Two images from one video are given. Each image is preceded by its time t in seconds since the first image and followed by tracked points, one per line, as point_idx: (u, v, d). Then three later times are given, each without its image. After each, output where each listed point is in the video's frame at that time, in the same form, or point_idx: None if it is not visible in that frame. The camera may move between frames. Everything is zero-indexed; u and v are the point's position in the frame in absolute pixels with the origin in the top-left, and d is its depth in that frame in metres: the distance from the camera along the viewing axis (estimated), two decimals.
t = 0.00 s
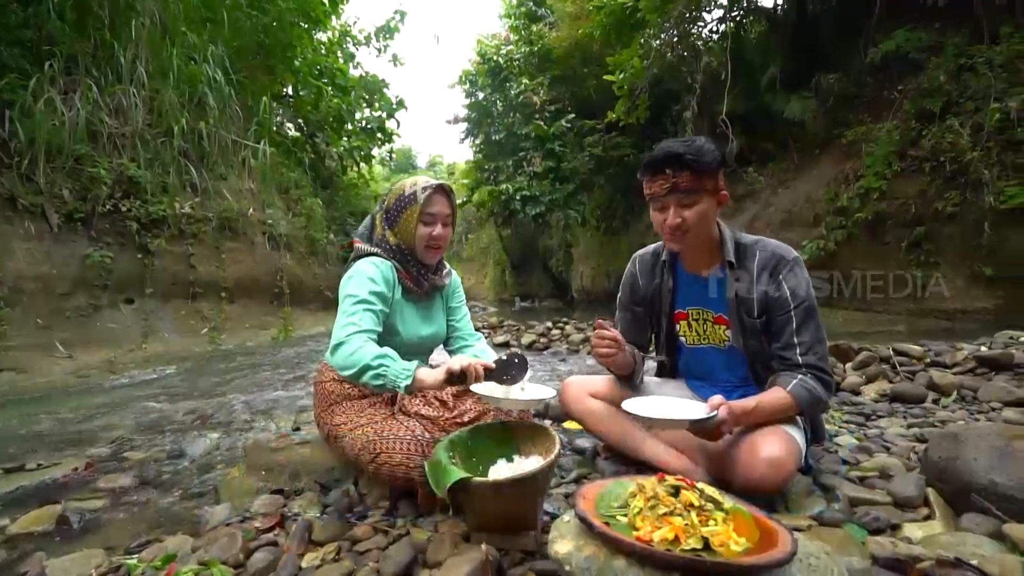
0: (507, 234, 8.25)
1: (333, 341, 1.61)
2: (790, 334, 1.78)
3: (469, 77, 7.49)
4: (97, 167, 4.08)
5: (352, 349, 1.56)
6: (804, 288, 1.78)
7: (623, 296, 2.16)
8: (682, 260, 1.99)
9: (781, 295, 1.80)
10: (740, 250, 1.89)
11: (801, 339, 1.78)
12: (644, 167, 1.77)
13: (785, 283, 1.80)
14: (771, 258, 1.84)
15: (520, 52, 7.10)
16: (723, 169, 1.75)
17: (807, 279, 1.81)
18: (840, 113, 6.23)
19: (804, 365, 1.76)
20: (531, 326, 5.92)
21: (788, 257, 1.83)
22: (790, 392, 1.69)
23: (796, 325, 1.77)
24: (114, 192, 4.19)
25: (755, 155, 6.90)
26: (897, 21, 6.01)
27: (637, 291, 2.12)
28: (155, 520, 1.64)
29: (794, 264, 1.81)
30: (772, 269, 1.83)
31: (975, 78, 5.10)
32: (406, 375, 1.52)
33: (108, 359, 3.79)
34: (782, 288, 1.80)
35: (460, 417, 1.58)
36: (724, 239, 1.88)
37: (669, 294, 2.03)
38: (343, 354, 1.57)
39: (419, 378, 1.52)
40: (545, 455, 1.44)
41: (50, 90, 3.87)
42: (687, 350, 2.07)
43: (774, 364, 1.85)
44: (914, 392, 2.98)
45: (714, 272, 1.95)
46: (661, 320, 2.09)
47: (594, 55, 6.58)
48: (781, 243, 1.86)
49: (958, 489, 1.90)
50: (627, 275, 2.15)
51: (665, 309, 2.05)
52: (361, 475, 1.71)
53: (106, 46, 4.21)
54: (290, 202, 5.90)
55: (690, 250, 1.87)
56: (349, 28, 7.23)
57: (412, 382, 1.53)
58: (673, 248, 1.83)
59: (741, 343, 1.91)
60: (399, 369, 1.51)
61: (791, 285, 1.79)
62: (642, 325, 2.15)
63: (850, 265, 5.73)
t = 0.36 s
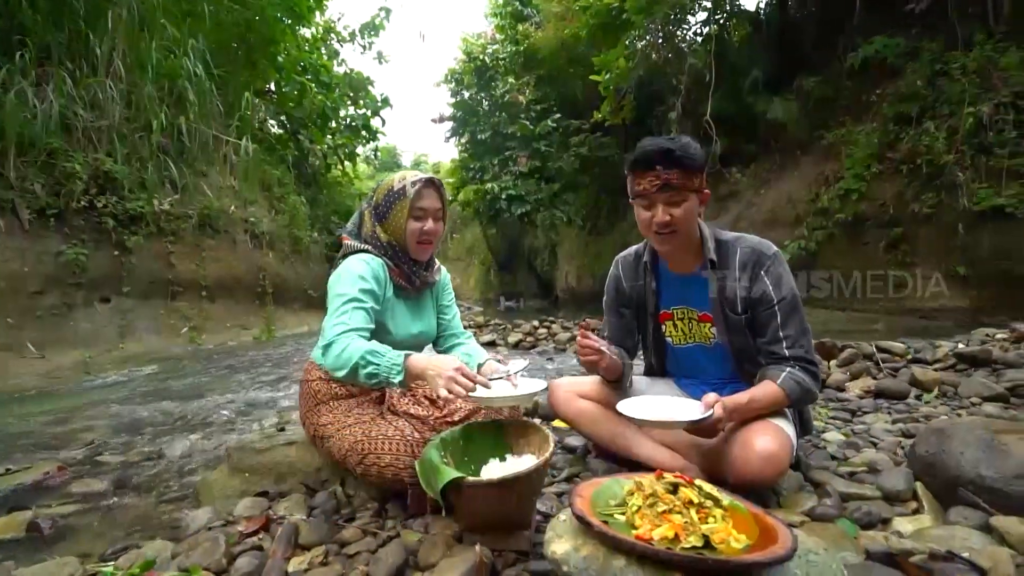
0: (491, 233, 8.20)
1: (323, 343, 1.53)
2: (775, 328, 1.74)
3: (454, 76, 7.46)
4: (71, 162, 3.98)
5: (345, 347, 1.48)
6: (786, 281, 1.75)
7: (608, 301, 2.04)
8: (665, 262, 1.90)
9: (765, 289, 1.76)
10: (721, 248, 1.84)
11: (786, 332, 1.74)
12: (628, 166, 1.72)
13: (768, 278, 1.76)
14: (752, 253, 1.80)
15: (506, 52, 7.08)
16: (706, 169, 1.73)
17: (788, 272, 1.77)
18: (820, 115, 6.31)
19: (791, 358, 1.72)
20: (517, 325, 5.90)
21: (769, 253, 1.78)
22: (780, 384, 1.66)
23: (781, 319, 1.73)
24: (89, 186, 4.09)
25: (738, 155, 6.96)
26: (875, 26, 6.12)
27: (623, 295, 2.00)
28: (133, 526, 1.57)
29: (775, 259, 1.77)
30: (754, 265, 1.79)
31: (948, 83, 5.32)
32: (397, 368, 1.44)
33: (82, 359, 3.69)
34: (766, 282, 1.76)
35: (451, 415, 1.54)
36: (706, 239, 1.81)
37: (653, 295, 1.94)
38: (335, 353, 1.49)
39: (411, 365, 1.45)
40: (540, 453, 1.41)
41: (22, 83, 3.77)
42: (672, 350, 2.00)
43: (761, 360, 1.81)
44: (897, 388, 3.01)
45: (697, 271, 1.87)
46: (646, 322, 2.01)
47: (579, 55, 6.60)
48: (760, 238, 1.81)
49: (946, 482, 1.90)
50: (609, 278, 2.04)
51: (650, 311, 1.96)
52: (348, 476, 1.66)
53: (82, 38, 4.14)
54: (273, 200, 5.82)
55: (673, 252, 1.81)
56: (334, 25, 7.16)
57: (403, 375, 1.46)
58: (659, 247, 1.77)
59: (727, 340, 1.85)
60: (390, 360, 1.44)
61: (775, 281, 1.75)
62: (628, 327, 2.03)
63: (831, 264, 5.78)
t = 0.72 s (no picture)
0: (473, 233, 8.15)
1: (336, 338, 1.45)
2: (763, 321, 1.71)
3: (437, 74, 7.42)
4: (38, 155, 3.84)
5: (360, 346, 1.40)
6: (772, 273, 1.72)
7: (595, 299, 2.01)
8: (651, 257, 1.86)
9: (752, 282, 1.73)
10: (706, 242, 1.80)
11: (775, 326, 1.71)
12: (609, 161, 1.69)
13: (755, 271, 1.73)
14: (738, 247, 1.76)
15: (489, 50, 7.04)
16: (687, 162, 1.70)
17: (775, 264, 1.74)
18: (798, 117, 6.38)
19: (781, 351, 1.69)
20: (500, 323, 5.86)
21: (753, 246, 1.75)
22: (771, 378, 1.62)
23: (770, 312, 1.70)
24: (56, 182, 3.95)
25: (718, 156, 7.00)
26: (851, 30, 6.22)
27: (610, 292, 1.97)
28: (104, 532, 1.50)
29: (760, 252, 1.74)
30: (740, 259, 1.75)
31: (920, 87, 5.41)
32: (405, 391, 1.33)
33: (50, 360, 3.57)
34: (753, 276, 1.73)
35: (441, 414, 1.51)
36: (691, 234, 1.79)
37: (640, 292, 1.91)
38: (350, 350, 1.41)
39: (416, 401, 1.34)
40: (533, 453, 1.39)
41: None
42: (661, 348, 1.96)
43: (750, 353, 1.77)
44: (878, 383, 3.03)
45: (683, 267, 1.84)
46: (634, 320, 1.96)
47: (561, 54, 6.60)
48: (744, 231, 1.78)
49: (930, 474, 1.90)
50: (595, 275, 2.00)
51: (637, 308, 1.92)
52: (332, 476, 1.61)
53: (49, 27, 4.02)
54: (250, 197, 5.71)
55: (658, 245, 1.78)
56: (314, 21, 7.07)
57: (407, 402, 1.35)
58: (643, 242, 1.73)
59: (715, 335, 1.81)
60: (401, 381, 1.34)
61: (761, 274, 1.72)
62: (616, 325, 2.00)
63: (809, 263, 5.84)
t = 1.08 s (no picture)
0: (458, 232, 8.08)
1: (329, 330, 1.37)
2: (762, 315, 1.67)
3: (421, 72, 7.35)
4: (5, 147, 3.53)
5: (355, 341, 1.32)
6: (771, 267, 1.69)
7: (589, 296, 1.96)
8: (646, 252, 1.81)
9: (750, 278, 1.70)
10: (702, 237, 1.77)
11: (774, 320, 1.67)
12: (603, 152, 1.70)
13: (753, 266, 1.70)
14: (735, 243, 1.73)
15: (474, 49, 6.99)
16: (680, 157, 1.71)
17: (772, 260, 1.71)
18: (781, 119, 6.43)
19: (781, 346, 1.65)
20: (487, 322, 5.82)
21: (751, 240, 1.72)
22: (772, 373, 1.59)
23: (769, 307, 1.66)
24: (27, 176, 3.72)
25: (703, 156, 7.01)
26: (831, 33, 6.28)
27: (605, 290, 1.91)
28: (77, 540, 1.42)
29: (757, 246, 1.71)
30: (737, 254, 1.72)
31: (899, 90, 5.47)
32: (395, 396, 1.25)
33: (20, 361, 3.42)
34: (751, 271, 1.70)
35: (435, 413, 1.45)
36: (686, 228, 1.74)
37: (636, 288, 1.86)
38: (344, 344, 1.33)
39: (404, 407, 1.25)
40: (530, 452, 1.35)
41: None
42: (657, 345, 1.91)
43: (749, 348, 1.74)
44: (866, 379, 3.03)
45: (679, 262, 1.79)
46: (629, 318, 1.91)
47: (547, 54, 6.59)
48: (741, 226, 1.75)
49: (928, 469, 1.88)
50: (589, 273, 1.95)
51: (633, 305, 1.87)
52: (320, 478, 1.54)
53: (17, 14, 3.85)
54: (230, 194, 5.58)
55: (652, 236, 1.71)
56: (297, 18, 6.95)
57: (397, 408, 1.26)
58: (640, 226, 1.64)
59: (713, 331, 1.77)
60: (393, 386, 1.26)
61: (760, 269, 1.69)
62: (612, 323, 1.95)
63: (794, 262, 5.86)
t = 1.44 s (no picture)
0: (443, 232, 8.00)
1: (311, 323, 1.29)
2: (764, 308, 1.62)
3: (407, 71, 7.27)
4: None
5: (341, 333, 1.25)
6: (773, 261, 1.64)
7: (588, 289, 1.92)
8: (644, 246, 1.77)
9: (752, 271, 1.65)
10: (702, 230, 1.72)
11: (777, 314, 1.61)
12: (598, 145, 1.64)
13: (755, 259, 1.65)
14: (737, 236, 1.68)
15: (461, 47, 6.95)
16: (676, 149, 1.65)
17: (775, 253, 1.67)
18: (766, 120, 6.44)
19: (783, 340, 1.60)
20: (475, 322, 5.75)
21: (752, 233, 1.67)
22: (775, 367, 1.53)
23: (771, 301, 1.61)
24: None
25: (690, 155, 7.01)
26: (816, 35, 6.32)
27: (603, 283, 1.88)
28: (47, 550, 1.33)
29: (759, 238, 1.66)
30: (739, 247, 1.68)
31: (882, 92, 5.51)
32: (388, 392, 1.18)
33: None
34: (753, 264, 1.65)
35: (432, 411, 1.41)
36: (685, 220, 1.70)
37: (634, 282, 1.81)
38: (327, 338, 1.25)
39: (399, 401, 1.19)
40: (530, 453, 1.28)
41: None
42: (656, 341, 1.86)
43: (751, 341, 1.69)
44: (859, 376, 3.01)
45: (679, 255, 1.75)
46: (627, 313, 1.87)
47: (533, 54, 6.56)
48: (742, 218, 1.71)
49: (930, 466, 1.86)
50: (587, 266, 1.90)
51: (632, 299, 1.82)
52: (308, 482, 1.47)
53: None
54: (212, 191, 5.45)
55: (650, 232, 1.66)
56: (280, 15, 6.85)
57: (389, 404, 1.19)
58: (635, 222, 1.59)
59: (715, 326, 1.73)
60: (383, 382, 1.19)
61: (762, 262, 1.64)
62: (610, 317, 1.90)
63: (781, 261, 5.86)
